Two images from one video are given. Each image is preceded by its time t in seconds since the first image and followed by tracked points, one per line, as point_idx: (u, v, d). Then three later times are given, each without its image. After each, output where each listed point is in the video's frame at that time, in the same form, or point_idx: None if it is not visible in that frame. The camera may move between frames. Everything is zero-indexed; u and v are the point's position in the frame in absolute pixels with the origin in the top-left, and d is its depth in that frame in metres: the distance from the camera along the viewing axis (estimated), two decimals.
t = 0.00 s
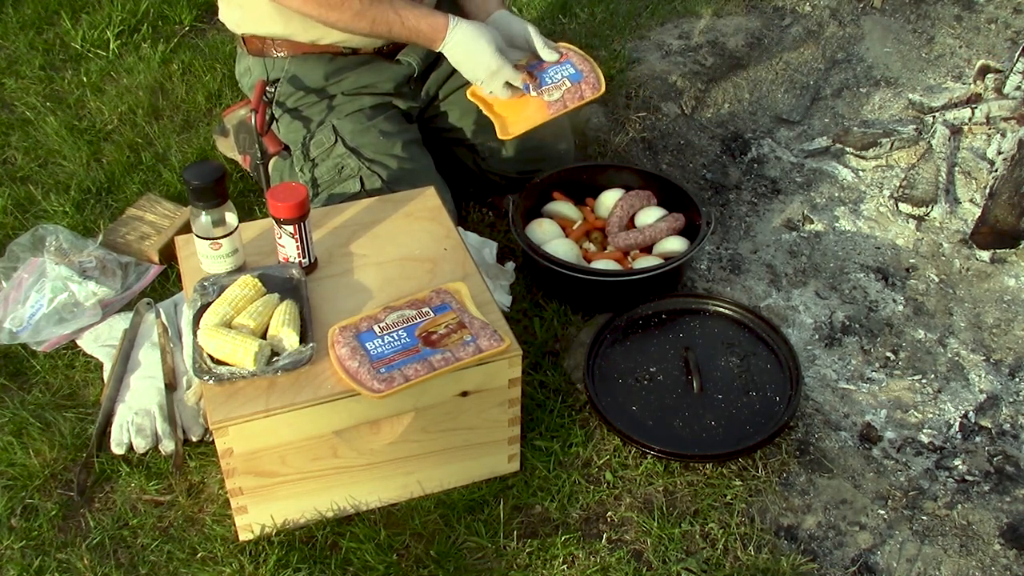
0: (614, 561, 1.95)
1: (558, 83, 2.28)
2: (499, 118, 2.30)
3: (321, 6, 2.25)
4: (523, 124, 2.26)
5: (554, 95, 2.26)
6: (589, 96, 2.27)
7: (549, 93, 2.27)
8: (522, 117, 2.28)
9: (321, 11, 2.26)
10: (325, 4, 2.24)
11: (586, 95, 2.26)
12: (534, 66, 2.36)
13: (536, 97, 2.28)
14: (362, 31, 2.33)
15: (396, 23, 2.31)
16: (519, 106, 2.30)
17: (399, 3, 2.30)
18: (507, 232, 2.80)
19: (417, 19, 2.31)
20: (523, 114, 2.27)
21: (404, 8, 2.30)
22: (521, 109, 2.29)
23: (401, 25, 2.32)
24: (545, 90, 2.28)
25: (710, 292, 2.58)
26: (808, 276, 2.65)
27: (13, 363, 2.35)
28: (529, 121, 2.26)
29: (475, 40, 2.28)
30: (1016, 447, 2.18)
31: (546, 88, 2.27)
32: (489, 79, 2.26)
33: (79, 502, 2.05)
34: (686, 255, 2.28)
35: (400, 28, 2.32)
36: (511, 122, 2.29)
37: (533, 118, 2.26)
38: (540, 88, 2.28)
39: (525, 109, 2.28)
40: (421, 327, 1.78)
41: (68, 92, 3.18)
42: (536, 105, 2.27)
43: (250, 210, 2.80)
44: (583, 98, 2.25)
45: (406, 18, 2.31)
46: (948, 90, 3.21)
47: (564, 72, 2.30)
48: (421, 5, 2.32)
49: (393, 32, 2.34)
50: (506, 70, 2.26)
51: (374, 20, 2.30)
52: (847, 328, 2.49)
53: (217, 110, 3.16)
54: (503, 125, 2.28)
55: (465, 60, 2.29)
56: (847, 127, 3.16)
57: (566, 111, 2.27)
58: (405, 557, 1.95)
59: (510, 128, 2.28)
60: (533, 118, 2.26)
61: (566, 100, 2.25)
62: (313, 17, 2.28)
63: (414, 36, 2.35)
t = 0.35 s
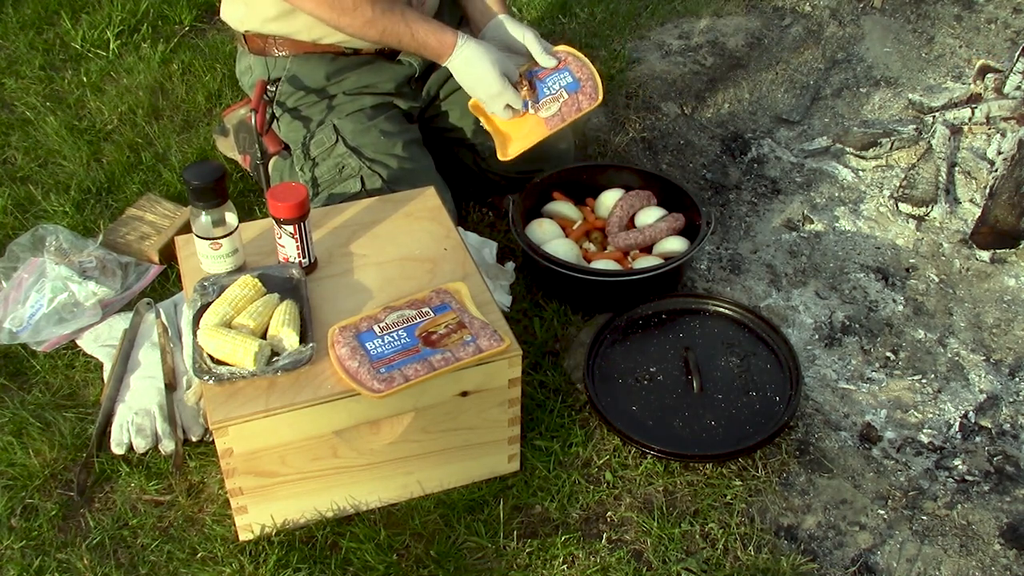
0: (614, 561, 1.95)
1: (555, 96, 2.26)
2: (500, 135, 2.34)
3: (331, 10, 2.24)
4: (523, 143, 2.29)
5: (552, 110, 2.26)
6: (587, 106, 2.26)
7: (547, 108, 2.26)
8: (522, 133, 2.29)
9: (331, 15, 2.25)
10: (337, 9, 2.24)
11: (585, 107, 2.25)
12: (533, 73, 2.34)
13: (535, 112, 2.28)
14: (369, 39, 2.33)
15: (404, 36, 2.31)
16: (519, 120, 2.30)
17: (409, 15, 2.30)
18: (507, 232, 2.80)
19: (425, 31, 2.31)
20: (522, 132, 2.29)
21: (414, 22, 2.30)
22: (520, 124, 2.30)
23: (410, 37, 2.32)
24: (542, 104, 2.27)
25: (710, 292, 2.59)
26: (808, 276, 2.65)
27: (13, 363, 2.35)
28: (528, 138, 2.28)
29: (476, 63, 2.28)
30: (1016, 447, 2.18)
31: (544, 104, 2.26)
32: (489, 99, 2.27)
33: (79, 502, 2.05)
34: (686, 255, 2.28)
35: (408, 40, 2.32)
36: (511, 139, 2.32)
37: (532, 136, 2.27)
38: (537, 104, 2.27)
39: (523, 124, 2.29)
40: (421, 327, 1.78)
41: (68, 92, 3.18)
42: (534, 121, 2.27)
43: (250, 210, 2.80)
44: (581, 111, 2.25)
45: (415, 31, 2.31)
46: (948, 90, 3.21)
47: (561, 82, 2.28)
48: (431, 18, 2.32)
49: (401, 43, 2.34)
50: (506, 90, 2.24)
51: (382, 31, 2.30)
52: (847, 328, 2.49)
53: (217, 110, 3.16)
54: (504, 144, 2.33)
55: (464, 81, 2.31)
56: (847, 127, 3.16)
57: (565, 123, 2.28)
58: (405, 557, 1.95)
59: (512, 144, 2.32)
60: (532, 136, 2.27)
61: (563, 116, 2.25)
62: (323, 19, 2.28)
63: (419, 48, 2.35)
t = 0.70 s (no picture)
0: (614, 561, 1.95)
1: (553, 93, 2.26)
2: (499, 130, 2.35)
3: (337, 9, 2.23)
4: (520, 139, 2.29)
5: (549, 107, 2.26)
6: (585, 103, 2.24)
7: (545, 105, 2.27)
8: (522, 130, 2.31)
9: (337, 14, 2.24)
10: (342, 9, 2.23)
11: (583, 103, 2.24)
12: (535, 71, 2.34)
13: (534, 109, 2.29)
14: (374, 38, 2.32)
15: (408, 37, 2.31)
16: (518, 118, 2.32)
17: (413, 16, 2.30)
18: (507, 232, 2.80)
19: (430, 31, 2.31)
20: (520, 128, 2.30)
21: (418, 23, 2.30)
22: (518, 123, 2.31)
23: (414, 39, 2.32)
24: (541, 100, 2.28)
25: (710, 292, 2.59)
26: (808, 276, 2.65)
27: (13, 363, 2.35)
28: (525, 135, 2.29)
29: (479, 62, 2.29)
30: (1016, 447, 2.18)
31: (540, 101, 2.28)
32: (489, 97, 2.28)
33: (79, 502, 2.05)
34: (686, 255, 2.28)
35: (411, 40, 2.32)
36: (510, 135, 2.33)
37: (529, 133, 2.28)
38: (537, 99, 2.29)
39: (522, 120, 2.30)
40: (421, 327, 1.78)
41: (68, 92, 3.18)
42: (533, 118, 2.29)
43: (250, 210, 2.80)
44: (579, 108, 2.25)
45: (419, 33, 2.30)
46: (948, 90, 3.20)
47: (560, 79, 2.28)
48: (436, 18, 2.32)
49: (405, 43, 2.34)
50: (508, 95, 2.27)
51: (386, 31, 2.30)
52: (847, 328, 2.49)
53: (217, 110, 3.16)
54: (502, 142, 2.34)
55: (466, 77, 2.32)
56: (847, 127, 3.16)
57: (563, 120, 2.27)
58: (405, 557, 1.95)
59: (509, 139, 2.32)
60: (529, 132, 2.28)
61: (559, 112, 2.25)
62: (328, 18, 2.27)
63: (422, 49, 2.35)
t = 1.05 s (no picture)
0: (614, 561, 1.95)
1: (559, 84, 2.27)
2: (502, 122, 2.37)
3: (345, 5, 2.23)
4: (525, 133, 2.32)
5: (555, 99, 2.27)
6: (589, 94, 2.26)
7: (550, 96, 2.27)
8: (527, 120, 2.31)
9: (344, 10, 2.25)
10: (349, 4, 2.23)
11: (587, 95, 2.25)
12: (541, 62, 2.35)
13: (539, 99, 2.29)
14: (383, 32, 2.32)
15: (418, 30, 2.31)
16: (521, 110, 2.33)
17: (421, 8, 2.29)
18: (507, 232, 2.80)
19: (439, 22, 2.31)
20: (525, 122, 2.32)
21: (426, 14, 2.29)
22: (524, 115, 2.32)
23: (425, 31, 2.32)
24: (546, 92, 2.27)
25: (710, 292, 2.59)
26: (808, 276, 2.65)
27: (13, 363, 2.35)
28: (531, 128, 2.31)
29: (487, 54, 2.28)
30: (1016, 447, 2.18)
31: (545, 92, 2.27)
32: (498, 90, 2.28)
33: (79, 502, 2.05)
34: (686, 255, 2.28)
35: (421, 32, 2.32)
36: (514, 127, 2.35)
37: (535, 126, 2.30)
38: (542, 88, 2.28)
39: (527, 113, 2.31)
40: (421, 327, 1.78)
41: (68, 92, 3.18)
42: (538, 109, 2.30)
43: (250, 210, 2.80)
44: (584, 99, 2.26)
45: (428, 24, 2.30)
46: (949, 90, 3.20)
47: (565, 71, 2.28)
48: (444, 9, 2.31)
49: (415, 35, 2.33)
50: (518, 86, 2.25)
51: (395, 23, 2.29)
52: (847, 328, 2.49)
53: (217, 110, 3.16)
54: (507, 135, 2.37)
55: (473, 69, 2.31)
56: (847, 127, 3.16)
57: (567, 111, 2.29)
58: (405, 557, 1.95)
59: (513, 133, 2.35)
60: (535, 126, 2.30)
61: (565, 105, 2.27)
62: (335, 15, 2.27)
63: (433, 41, 2.35)
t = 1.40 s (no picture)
0: (614, 561, 1.95)
1: (566, 86, 2.26)
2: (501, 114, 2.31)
3: (338, 6, 2.20)
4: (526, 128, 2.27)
5: (563, 98, 2.25)
6: (597, 98, 2.25)
7: (556, 96, 2.25)
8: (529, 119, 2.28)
9: (337, 11, 2.22)
10: (344, 5, 2.20)
11: (594, 98, 2.24)
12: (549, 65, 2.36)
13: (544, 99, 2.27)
14: (379, 36, 2.30)
15: (415, 35, 2.29)
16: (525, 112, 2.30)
17: (415, 10, 2.27)
18: (507, 232, 2.80)
19: (435, 26, 2.29)
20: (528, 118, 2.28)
21: (422, 17, 2.28)
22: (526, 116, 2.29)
23: (422, 36, 2.30)
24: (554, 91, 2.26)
25: (710, 292, 2.59)
26: (808, 276, 2.66)
27: (13, 363, 2.35)
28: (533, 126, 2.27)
29: (490, 58, 2.27)
30: (1016, 447, 2.18)
31: (552, 91, 2.26)
32: (497, 95, 2.27)
33: (79, 502, 2.05)
34: (686, 255, 2.28)
35: (417, 37, 2.29)
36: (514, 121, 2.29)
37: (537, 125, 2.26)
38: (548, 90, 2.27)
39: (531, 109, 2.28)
40: (421, 327, 1.78)
41: (68, 92, 3.18)
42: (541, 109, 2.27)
43: (250, 210, 2.80)
44: (590, 101, 2.24)
45: (425, 27, 2.28)
46: (949, 90, 3.20)
47: (574, 73, 2.29)
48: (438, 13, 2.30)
49: (410, 40, 2.31)
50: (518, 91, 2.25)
51: (390, 27, 2.27)
52: (847, 328, 2.49)
53: (217, 110, 3.16)
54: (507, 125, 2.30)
55: (472, 70, 2.29)
56: (847, 127, 3.16)
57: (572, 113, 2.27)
58: (405, 557, 1.95)
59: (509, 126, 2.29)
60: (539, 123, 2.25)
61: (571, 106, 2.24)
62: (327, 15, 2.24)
63: (429, 46, 2.32)
